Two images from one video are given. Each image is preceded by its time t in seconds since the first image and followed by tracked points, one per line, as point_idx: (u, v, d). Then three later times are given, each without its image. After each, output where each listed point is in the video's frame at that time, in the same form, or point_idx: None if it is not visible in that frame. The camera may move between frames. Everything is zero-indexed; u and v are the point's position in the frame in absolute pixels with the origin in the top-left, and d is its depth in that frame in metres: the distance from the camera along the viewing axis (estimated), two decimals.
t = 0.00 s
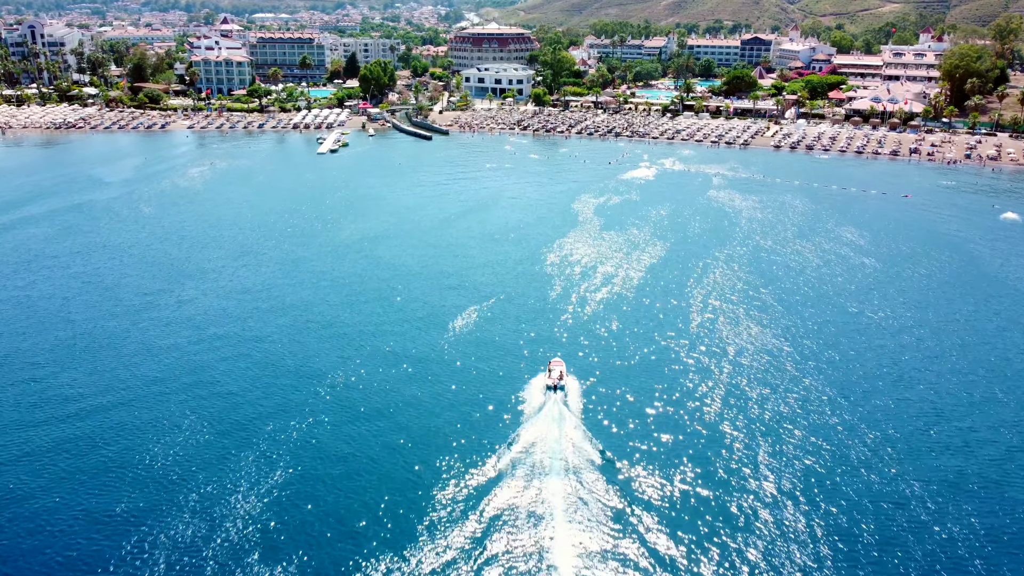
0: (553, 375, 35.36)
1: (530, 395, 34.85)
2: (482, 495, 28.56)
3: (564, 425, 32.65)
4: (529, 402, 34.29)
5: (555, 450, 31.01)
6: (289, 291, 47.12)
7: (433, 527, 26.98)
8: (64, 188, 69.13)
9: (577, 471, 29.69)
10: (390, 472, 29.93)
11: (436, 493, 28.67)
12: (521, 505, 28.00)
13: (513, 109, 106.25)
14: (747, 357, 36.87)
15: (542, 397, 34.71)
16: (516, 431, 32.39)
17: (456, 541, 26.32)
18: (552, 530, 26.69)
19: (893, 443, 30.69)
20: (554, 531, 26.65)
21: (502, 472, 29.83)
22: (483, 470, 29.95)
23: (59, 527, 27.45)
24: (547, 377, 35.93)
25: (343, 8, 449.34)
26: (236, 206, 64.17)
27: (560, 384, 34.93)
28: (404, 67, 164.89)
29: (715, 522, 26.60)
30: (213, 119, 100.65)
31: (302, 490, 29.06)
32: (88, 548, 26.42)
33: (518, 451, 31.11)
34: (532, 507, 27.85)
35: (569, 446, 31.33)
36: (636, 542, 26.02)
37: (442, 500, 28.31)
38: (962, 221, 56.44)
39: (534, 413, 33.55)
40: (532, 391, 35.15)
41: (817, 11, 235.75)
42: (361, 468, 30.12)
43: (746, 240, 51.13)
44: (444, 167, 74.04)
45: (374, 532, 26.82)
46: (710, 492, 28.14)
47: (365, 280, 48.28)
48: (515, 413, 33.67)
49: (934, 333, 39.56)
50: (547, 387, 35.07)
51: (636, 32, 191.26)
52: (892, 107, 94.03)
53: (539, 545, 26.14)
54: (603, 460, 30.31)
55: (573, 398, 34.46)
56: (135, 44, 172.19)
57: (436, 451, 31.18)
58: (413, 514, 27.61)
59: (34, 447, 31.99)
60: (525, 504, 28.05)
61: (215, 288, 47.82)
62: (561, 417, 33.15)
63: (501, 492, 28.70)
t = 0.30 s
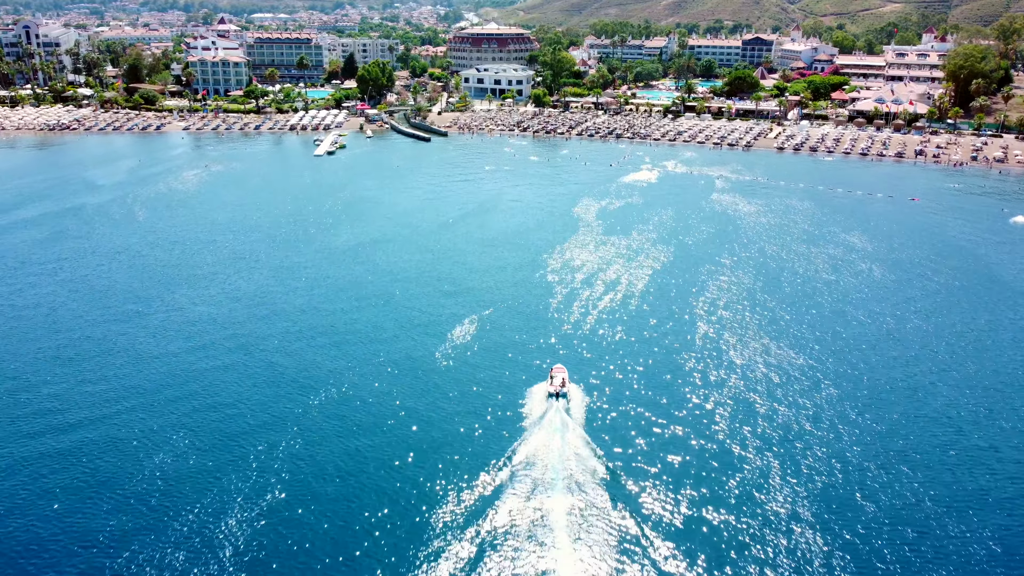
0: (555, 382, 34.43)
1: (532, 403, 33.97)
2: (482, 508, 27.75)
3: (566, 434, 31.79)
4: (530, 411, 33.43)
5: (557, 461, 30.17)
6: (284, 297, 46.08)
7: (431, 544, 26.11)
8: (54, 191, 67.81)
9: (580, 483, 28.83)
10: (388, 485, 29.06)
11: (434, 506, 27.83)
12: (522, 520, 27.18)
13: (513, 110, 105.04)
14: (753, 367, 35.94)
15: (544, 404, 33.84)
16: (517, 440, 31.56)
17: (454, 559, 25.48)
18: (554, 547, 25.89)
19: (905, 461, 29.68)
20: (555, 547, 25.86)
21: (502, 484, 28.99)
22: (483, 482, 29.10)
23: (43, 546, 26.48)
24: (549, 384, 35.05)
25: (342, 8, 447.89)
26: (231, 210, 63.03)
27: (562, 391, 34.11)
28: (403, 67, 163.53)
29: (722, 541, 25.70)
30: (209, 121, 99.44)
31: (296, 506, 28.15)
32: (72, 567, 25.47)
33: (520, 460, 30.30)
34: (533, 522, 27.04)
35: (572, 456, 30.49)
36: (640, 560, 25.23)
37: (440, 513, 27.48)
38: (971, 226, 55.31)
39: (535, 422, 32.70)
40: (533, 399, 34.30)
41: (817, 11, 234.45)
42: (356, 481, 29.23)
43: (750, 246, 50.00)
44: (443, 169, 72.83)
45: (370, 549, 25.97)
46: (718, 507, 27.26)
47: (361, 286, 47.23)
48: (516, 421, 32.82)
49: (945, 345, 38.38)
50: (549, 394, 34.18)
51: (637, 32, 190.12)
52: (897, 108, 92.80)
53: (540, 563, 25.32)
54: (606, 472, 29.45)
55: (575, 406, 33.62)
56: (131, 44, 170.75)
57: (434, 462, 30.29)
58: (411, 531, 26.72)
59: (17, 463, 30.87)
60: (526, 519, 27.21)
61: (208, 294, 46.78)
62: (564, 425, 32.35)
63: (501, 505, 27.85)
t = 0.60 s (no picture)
0: (557, 390, 33.70)
1: (534, 412, 33.19)
2: (482, 523, 26.88)
3: (569, 445, 30.90)
4: (532, 420, 32.63)
5: (560, 472, 29.32)
6: (278, 304, 45.03)
7: (428, 561, 25.26)
8: (44, 195, 66.57)
9: (582, 496, 27.92)
10: (384, 498, 28.17)
11: (433, 522, 26.95)
12: (523, 536, 26.31)
13: (512, 111, 103.79)
14: (761, 377, 34.91)
15: (546, 413, 33.04)
16: (518, 451, 30.70)
17: None
18: (556, 563, 25.02)
19: (919, 473, 28.58)
20: (558, 563, 24.99)
21: (503, 497, 28.11)
22: (483, 495, 28.22)
23: (24, 567, 25.47)
24: (551, 392, 34.30)
25: (340, 7, 446.38)
26: (225, 214, 61.92)
27: (564, 400, 33.29)
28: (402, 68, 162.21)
29: (730, 558, 24.76)
30: (205, 122, 98.27)
31: (288, 523, 27.19)
32: None
33: (521, 472, 29.46)
34: (535, 538, 26.17)
35: (575, 469, 29.54)
36: None
37: (438, 529, 26.61)
38: (981, 231, 54.09)
39: (537, 431, 31.84)
40: (535, 408, 33.51)
41: (817, 11, 233.25)
42: (352, 496, 28.31)
43: (755, 251, 48.91)
44: (442, 172, 71.59)
45: (366, 567, 25.08)
46: (725, 520, 26.35)
47: (357, 292, 46.15)
48: (517, 431, 31.98)
49: (958, 355, 37.27)
50: (552, 402, 33.42)
51: (637, 33, 189.02)
52: (901, 108, 91.67)
53: None
54: (610, 484, 28.56)
55: (579, 414, 32.79)
56: (127, 45, 169.35)
57: (432, 475, 29.38)
58: (407, 547, 25.82)
59: None
60: (528, 535, 26.34)
61: (200, 302, 45.67)
62: (567, 435, 31.49)
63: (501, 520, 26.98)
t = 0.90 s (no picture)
0: (560, 398, 33.03)
1: (536, 421, 32.52)
2: (482, 538, 26.12)
3: (572, 455, 30.14)
4: (534, 429, 31.93)
5: (563, 484, 28.59)
6: (272, 312, 44.02)
7: None
8: (35, 199, 65.43)
9: (585, 510, 27.16)
10: (382, 511, 27.41)
11: (431, 537, 26.18)
12: (525, 551, 25.55)
13: (512, 113, 102.62)
14: (768, 388, 34.02)
15: (549, 422, 32.35)
16: (520, 462, 29.99)
17: None
18: None
19: (933, 492, 27.64)
20: None
21: (504, 510, 27.37)
22: (484, 508, 27.47)
23: None
24: (553, 400, 33.60)
25: (339, 7, 445.07)
26: (219, 219, 60.80)
27: (567, 408, 32.63)
28: (400, 68, 160.98)
29: None
30: (200, 124, 97.11)
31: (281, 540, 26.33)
32: None
33: (523, 484, 28.74)
34: (537, 553, 25.41)
35: (578, 481, 28.79)
36: None
37: (437, 544, 25.84)
38: (991, 236, 53.00)
39: (540, 441, 31.12)
40: (537, 416, 32.80)
41: (818, 11, 231.93)
42: (348, 510, 27.52)
43: (760, 258, 47.85)
44: (440, 175, 70.45)
45: None
46: (733, 537, 25.58)
47: (353, 299, 45.14)
48: (519, 441, 31.26)
49: (971, 367, 36.21)
50: (554, 411, 32.74)
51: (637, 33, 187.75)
52: (905, 109, 90.57)
53: None
54: (614, 497, 27.82)
55: (582, 423, 32.08)
56: (124, 45, 168.10)
57: (432, 488, 28.60)
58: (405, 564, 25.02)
59: None
60: (529, 550, 25.58)
61: (192, 309, 44.64)
62: (570, 445, 30.79)
63: (502, 535, 26.23)
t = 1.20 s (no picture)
0: (562, 408, 32.35)
1: (538, 431, 31.84)
2: (483, 556, 25.43)
3: (574, 468, 29.46)
4: (536, 441, 31.25)
5: (566, 498, 27.92)
6: (266, 320, 43.06)
7: None
8: (27, 203, 64.34)
9: (589, 526, 26.49)
10: (380, 528, 26.70)
11: (431, 555, 25.48)
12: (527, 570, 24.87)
13: (511, 114, 101.45)
14: (776, 400, 33.14)
15: (551, 433, 31.66)
16: (523, 475, 29.32)
17: None
18: None
19: (949, 511, 26.64)
20: None
21: (506, 527, 26.68)
22: (485, 524, 26.79)
23: None
24: (556, 410, 32.90)
25: (338, 7, 443.48)
26: (214, 224, 59.65)
27: (570, 418, 32.00)
28: (399, 68, 159.69)
29: None
30: (196, 126, 95.92)
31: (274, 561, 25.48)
32: None
33: (525, 498, 28.09)
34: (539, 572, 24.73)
35: (581, 494, 28.13)
36: None
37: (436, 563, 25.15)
38: (1001, 241, 51.90)
39: (542, 453, 30.45)
40: (539, 427, 32.12)
41: (820, 11, 230.63)
42: (346, 528, 26.78)
43: (766, 265, 46.79)
44: (439, 179, 69.38)
45: None
46: (742, 556, 24.84)
47: (349, 307, 44.15)
48: (521, 453, 30.62)
49: (986, 379, 35.15)
50: (556, 421, 32.06)
51: (638, 34, 186.54)
52: (910, 111, 89.46)
53: None
54: (618, 511, 27.16)
55: (585, 434, 31.42)
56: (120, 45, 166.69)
57: (431, 504, 27.83)
58: None
59: None
60: (531, 569, 24.91)
61: (185, 317, 43.67)
62: (573, 457, 30.14)
63: (504, 554, 25.54)
